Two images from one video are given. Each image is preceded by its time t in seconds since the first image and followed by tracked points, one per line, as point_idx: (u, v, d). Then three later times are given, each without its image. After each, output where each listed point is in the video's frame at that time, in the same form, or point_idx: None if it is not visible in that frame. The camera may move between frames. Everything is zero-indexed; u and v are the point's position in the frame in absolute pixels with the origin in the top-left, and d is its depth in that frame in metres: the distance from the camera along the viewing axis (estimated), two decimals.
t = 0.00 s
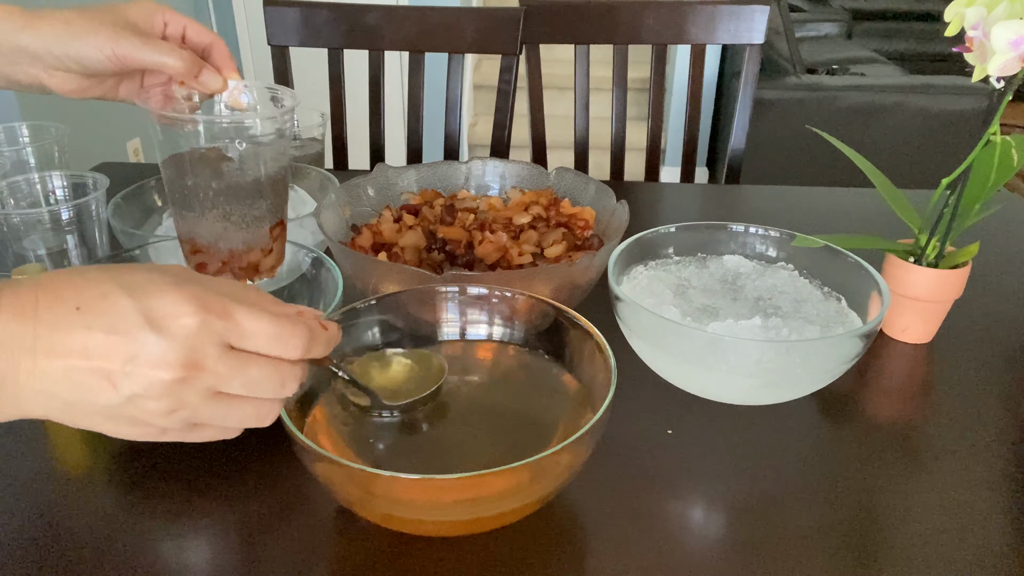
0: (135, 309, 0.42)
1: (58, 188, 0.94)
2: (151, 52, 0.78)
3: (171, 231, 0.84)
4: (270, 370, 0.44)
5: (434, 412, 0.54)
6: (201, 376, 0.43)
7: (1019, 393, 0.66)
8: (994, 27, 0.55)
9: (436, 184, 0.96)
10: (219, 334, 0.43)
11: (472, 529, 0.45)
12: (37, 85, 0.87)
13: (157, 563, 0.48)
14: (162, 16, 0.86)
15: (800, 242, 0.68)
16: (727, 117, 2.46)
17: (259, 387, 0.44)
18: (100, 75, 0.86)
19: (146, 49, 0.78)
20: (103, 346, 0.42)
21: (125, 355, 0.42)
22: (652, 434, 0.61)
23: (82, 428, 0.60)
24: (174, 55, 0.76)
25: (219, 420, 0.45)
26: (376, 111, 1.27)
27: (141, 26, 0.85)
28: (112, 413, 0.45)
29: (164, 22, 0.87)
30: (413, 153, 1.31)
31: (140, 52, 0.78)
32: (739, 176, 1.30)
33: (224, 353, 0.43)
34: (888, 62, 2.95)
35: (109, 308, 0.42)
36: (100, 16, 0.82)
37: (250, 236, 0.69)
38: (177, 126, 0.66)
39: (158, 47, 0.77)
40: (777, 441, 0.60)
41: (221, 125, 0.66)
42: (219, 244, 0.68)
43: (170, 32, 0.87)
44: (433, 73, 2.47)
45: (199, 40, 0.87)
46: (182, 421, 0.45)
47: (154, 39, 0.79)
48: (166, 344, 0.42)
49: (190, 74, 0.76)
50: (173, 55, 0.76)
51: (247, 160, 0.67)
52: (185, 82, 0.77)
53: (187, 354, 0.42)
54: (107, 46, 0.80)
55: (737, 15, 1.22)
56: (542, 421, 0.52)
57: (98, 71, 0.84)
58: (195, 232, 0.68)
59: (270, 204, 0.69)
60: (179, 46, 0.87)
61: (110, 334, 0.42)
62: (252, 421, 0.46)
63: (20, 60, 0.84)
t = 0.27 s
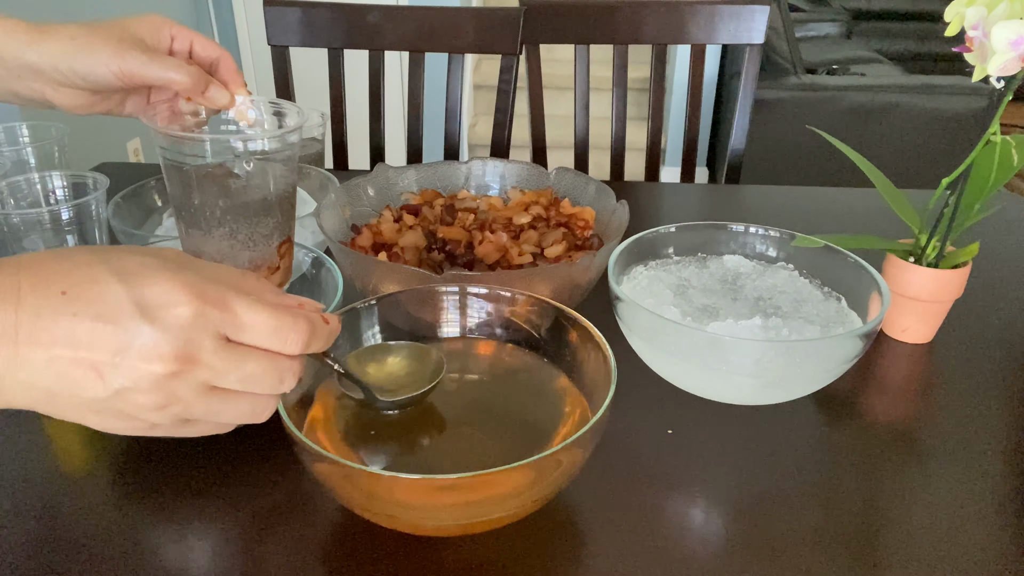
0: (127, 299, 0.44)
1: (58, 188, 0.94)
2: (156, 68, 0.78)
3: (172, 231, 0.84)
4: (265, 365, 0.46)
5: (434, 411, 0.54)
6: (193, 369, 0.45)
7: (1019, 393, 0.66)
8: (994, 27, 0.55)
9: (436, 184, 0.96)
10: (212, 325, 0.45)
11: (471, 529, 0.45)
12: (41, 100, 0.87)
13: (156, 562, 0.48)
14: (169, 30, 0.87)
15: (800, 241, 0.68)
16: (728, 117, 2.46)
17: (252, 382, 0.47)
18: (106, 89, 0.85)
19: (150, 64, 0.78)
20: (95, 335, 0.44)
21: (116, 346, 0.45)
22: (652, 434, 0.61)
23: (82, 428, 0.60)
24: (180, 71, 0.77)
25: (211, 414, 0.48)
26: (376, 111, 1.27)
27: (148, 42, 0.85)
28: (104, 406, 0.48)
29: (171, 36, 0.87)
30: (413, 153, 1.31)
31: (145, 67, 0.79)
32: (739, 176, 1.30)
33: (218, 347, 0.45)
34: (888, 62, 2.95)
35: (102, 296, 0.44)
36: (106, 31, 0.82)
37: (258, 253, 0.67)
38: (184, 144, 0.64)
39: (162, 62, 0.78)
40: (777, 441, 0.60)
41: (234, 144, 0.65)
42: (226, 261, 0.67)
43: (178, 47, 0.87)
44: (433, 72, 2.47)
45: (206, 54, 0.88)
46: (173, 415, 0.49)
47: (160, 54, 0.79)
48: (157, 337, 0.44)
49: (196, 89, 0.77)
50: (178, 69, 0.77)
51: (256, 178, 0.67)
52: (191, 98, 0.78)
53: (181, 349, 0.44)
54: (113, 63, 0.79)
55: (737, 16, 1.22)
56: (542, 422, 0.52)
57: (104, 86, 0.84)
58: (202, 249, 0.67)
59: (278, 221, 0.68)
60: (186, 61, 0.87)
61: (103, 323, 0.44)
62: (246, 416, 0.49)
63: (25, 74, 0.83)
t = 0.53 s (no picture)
0: (106, 250, 0.39)
1: (58, 188, 0.94)
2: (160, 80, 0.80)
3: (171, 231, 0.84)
4: (257, 325, 0.42)
5: (434, 411, 0.54)
6: (180, 327, 0.40)
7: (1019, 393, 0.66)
8: (994, 27, 0.55)
9: (436, 184, 0.96)
10: (201, 281, 0.40)
11: (471, 529, 0.45)
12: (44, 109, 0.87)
13: (157, 563, 0.48)
14: (171, 40, 0.87)
15: (800, 241, 0.68)
16: (727, 117, 2.46)
17: (245, 344, 0.43)
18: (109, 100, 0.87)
19: (154, 74, 0.80)
20: (70, 289, 0.38)
21: (94, 301, 0.39)
22: (652, 434, 0.61)
23: (82, 428, 0.60)
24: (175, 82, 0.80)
25: (201, 378, 0.44)
26: (376, 111, 1.27)
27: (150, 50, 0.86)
28: (81, 367, 0.42)
29: (174, 44, 0.88)
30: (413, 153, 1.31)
31: (150, 78, 0.80)
32: (739, 176, 1.30)
33: (207, 304, 0.41)
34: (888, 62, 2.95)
35: (77, 246, 0.38)
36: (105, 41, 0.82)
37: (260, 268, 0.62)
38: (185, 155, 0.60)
39: (167, 72, 0.80)
40: (778, 441, 0.60)
41: (239, 162, 0.70)
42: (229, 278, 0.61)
43: (180, 56, 0.88)
44: (433, 73, 2.47)
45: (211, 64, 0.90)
46: (158, 377, 0.43)
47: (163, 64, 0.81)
48: (144, 295, 0.39)
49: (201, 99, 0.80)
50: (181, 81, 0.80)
51: (259, 189, 0.71)
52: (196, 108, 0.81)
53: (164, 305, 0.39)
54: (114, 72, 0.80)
55: (737, 16, 1.22)
56: (542, 421, 0.52)
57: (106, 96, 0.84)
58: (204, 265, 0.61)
59: (281, 233, 0.72)
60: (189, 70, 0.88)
61: (79, 277, 0.38)
62: (236, 381, 0.45)
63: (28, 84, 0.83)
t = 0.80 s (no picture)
0: (54, 67, 0.38)
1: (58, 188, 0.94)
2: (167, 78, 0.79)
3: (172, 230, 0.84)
4: (231, 159, 0.42)
5: (434, 410, 0.54)
6: (144, 151, 0.39)
7: (1019, 393, 0.66)
8: (994, 27, 0.55)
9: (436, 183, 0.96)
10: (164, 101, 0.40)
11: (471, 529, 0.45)
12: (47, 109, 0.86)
13: (156, 562, 0.48)
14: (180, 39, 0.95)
15: (800, 241, 0.69)
16: (727, 116, 2.46)
17: (220, 183, 0.42)
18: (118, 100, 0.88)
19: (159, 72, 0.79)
20: (12, 109, 0.37)
21: (41, 120, 0.37)
22: (652, 434, 0.61)
23: (82, 428, 0.60)
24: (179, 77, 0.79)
25: (171, 228, 0.42)
26: (376, 111, 1.27)
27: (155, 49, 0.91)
28: (37, 208, 0.40)
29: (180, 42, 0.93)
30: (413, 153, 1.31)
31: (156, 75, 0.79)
32: (739, 176, 1.30)
33: (171, 124, 0.40)
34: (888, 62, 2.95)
35: (20, 61, 0.37)
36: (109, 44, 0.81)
37: (269, 270, 0.62)
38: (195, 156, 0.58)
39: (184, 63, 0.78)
40: (777, 441, 0.60)
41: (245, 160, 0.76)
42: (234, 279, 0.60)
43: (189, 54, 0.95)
44: (433, 73, 2.47)
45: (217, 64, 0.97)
46: (123, 222, 0.41)
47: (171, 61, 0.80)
48: (99, 100, 0.38)
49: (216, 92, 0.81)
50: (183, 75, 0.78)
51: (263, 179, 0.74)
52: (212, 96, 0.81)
53: (129, 110, 0.39)
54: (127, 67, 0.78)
55: (737, 16, 1.22)
56: (542, 422, 0.52)
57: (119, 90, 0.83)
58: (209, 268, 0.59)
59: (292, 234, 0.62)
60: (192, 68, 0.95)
61: (22, 95, 0.37)
62: (214, 234, 0.43)
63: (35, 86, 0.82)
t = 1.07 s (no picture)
0: None
1: (58, 188, 0.94)
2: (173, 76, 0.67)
3: (172, 230, 0.84)
4: None
5: (434, 410, 0.54)
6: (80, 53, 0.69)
7: (1019, 393, 0.66)
8: (994, 26, 0.55)
9: (436, 183, 0.96)
10: None
11: (470, 529, 0.45)
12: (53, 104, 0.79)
13: (156, 563, 0.48)
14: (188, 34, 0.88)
15: (800, 241, 0.69)
16: (727, 116, 2.46)
17: None
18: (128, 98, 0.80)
19: (168, 71, 0.67)
20: None
21: None
22: (652, 435, 0.61)
23: (81, 428, 0.60)
24: (183, 77, 0.67)
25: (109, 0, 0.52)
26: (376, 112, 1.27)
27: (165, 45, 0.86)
28: None
29: (190, 39, 0.89)
30: (413, 153, 1.32)
31: (163, 74, 0.67)
32: (739, 176, 1.30)
33: None
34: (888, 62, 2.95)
35: None
36: (116, 41, 0.73)
37: (278, 269, 0.59)
38: (199, 155, 0.56)
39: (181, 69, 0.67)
40: (777, 441, 0.60)
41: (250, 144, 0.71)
42: (245, 276, 0.58)
43: (197, 49, 0.89)
44: (433, 73, 2.47)
45: (225, 58, 0.90)
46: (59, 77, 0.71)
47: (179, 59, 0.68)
48: None
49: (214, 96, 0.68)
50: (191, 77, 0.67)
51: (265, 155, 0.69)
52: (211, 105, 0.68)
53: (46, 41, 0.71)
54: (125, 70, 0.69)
55: (737, 16, 1.22)
56: (542, 421, 0.52)
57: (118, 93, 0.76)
58: (219, 264, 0.58)
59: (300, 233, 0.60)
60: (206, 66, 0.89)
61: None
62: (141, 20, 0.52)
63: (39, 80, 0.74)
